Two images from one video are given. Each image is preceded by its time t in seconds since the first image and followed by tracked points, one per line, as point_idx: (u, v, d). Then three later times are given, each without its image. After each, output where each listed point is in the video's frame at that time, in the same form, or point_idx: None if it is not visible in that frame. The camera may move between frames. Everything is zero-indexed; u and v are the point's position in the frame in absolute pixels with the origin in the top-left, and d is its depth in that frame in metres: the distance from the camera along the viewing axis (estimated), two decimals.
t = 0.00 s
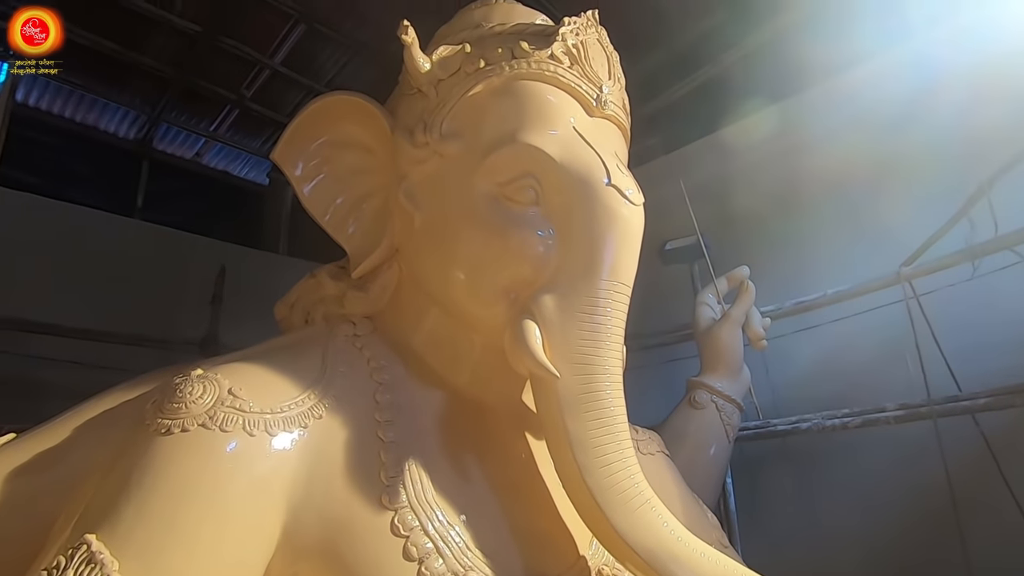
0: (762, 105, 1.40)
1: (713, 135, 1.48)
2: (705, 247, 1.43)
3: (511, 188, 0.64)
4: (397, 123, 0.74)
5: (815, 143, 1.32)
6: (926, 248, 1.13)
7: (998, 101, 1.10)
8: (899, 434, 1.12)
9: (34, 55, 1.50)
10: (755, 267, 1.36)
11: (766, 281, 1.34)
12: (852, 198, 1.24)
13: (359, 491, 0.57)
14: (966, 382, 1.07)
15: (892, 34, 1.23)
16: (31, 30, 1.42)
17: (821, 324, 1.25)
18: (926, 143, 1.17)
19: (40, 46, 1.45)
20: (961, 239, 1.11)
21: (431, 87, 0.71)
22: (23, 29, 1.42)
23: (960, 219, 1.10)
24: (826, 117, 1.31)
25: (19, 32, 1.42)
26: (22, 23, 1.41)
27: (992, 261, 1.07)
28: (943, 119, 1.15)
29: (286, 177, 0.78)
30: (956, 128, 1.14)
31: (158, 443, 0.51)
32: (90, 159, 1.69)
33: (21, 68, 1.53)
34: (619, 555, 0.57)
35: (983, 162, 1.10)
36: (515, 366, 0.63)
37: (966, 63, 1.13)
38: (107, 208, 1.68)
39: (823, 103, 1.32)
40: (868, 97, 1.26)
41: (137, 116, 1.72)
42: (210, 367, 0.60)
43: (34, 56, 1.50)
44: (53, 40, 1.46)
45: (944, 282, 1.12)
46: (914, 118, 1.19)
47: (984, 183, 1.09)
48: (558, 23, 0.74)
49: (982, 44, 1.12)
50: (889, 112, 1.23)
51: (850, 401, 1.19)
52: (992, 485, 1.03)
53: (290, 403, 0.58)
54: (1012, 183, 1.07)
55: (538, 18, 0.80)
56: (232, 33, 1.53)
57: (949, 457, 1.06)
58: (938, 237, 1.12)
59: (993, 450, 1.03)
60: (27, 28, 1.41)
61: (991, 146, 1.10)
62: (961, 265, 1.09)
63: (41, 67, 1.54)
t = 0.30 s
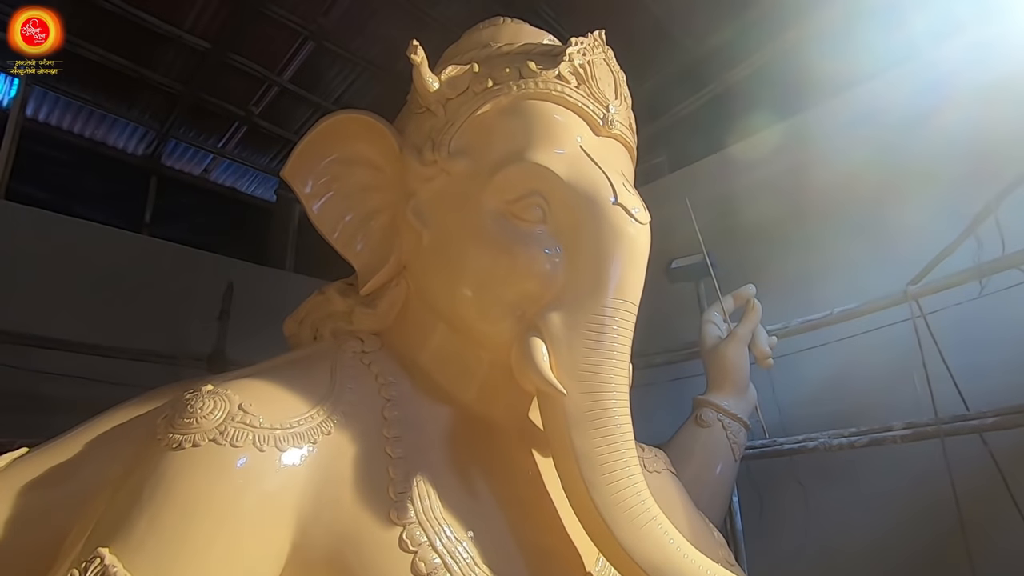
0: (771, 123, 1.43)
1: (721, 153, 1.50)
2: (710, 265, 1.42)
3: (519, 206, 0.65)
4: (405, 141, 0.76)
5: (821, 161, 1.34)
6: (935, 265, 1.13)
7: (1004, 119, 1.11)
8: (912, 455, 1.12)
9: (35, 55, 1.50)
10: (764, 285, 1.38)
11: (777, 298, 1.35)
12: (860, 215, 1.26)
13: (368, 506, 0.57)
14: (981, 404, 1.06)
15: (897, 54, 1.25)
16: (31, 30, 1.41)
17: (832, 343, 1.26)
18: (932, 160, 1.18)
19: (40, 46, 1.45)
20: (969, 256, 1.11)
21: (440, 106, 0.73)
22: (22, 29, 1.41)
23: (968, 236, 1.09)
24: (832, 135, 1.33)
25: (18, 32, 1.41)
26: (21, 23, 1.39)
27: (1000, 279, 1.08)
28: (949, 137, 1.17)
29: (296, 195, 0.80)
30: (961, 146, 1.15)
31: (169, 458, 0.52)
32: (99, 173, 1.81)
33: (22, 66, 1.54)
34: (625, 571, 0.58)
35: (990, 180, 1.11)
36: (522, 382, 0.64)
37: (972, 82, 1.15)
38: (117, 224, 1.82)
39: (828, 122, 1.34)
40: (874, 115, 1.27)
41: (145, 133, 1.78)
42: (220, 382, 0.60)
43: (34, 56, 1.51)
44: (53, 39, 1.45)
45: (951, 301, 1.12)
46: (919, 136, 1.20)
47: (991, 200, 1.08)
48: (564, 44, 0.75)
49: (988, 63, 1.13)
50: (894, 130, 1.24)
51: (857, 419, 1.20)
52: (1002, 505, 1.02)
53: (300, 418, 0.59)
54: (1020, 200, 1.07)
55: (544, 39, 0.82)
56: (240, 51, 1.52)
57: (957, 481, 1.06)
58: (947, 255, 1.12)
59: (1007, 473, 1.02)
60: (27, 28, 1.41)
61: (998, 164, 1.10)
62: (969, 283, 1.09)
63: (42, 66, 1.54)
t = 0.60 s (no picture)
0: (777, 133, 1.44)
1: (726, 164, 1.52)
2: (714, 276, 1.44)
3: (524, 218, 0.66)
4: (411, 153, 0.77)
5: (825, 174, 1.35)
6: (939, 279, 1.14)
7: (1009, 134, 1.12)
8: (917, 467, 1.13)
9: (35, 54, 1.52)
10: (769, 295, 1.39)
11: (781, 310, 1.36)
12: (866, 228, 1.27)
13: (374, 514, 0.58)
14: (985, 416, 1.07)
15: (903, 68, 1.27)
16: (31, 30, 1.42)
17: (836, 355, 1.27)
18: (937, 174, 1.19)
19: (40, 45, 1.46)
20: (972, 270, 1.12)
21: (445, 118, 0.74)
22: (23, 29, 1.42)
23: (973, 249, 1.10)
24: (838, 148, 1.34)
25: (18, 32, 1.42)
26: (22, 23, 1.41)
27: (1004, 292, 1.08)
28: (955, 150, 1.18)
29: (303, 206, 0.81)
30: (966, 160, 1.16)
31: (180, 465, 0.52)
32: (104, 181, 1.84)
33: (21, 66, 1.55)
34: None
35: (995, 194, 1.12)
36: (526, 393, 0.65)
37: (978, 96, 1.16)
38: (123, 232, 1.84)
39: (833, 135, 1.35)
40: (879, 129, 1.29)
41: (149, 141, 1.80)
42: (229, 391, 0.61)
43: (34, 55, 1.52)
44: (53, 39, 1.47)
45: (955, 314, 1.13)
46: (925, 150, 1.22)
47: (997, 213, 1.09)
48: (569, 57, 0.77)
49: (992, 79, 1.15)
50: (900, 144, 1.25)
51: (860, 432, 1.21)
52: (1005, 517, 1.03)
53: (307, 427, 0.59)
54: None
55: (549, 51, 0.83)
56: (246, 60, 1.54)
57: (961, 497, 1.07)
58: (949, 269, 1.14)
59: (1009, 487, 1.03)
60: (27, 28, 1.42)
61: (1001, 178, 1.12)
62: (973, 296, 1.10)
63: (42, 66, 1.55)
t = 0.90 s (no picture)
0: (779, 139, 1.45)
1: (728, 170, 1.53)
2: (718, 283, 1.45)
3: (526, 224, 0.68)
4: (415, 158, 0.78)
5: (827, 180, 1.36)
6: (939, 286, 1.17)
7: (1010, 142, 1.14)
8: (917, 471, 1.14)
9: (35, 55, 1.52)
10: (770, 301, 1.41)
11: (783, 315, 1.37)
12: (869, 236, 1.27)
13: (379, 514, 0.59)
14: (984, 421, 1.08)
15: (904, 77, 1.28)
16: (31, 30, 1.43)
17: (837, 361, 1.28)
18: (939, 181, 1.20)
19: (40, 45, 1.47)
20: (972, 278, 1.14)
21: (449, 124, 0.75)
22: (23, 29, 1.43)
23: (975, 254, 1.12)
24: (840, 155, 1.35)
25: (18, 31, 1.43)
26: (22, 23, 1.42)
27: (1004, 299, 1.10)
28: (957, 157, 1.19)
29: (308, 211, 0.82)
30: (967, 167, 1.17)
31: (189, 465, 0.53)
32: (107, 183, 1.86)
33: (21, 66, 1.56)
34: None
35: (996, 202, 1.13)
36: (529, 396, 0.66)
37: (979, 104, 1.18)
38: (124, 233, 1.87)
39: (835, 142, 1.36)
40: (881, 136, 1.30)
41: (151, 141, 1.81)
42: (236, 392, 0.62)
43: (34, 55, 1.53)
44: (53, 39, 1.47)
45: (955, 321, 1.15)
46: (927, 157, 1.23)
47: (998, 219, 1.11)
48: (571, 63, 0.78)
49: (993, 87, 1.17)
50: (902, 150, 1.27)
51: (862, 438, 1.21)
52: (1004, 521, 1.04)
53: (313, 428, 0.60)
54: None
55: (551, 57, 0.85)
56: (248, 60, 1.56)
57: (959, 504, 1.07)
58: (948, 278, 1.16)
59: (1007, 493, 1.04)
60: (27, 28, 1.43)
61: (1003, 186, 1.13)
62: (973, 303, 1.11)
63: (42, 66, 1.56)
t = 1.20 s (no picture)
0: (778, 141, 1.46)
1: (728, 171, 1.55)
2: (716, 283, 1.50)
3: (527, 223, 0.69)
4: (418, 158, 0.80)
5: (828, 181, 1.37)
6: (934, 288, 1.18)
7: (1007, 145, 1.15)
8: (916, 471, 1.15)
9: (35, 55, 1.57)
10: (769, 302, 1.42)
11: (781, 315, 1.39)
12: (867, 243, 1.29)
13: (382, 506, 0.60)
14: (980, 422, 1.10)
15: (900, 82, 1.30)
16: (31, 30, 1.49)
17: (835, 361, 1.29)
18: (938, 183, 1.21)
19: (40, 46, 1.52)
20: (967, 279, 1.15)
21: (452, 123, 0.76)
22: (23, 29, 1.49)
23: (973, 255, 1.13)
24: (840, 156, 1.36)
25: (19, 31, 1.49)
26: (23, 23, 1.48)
27: (999, 300, 1.11)
28: (954, 159, 1.20)
29: (313, 209, 0.83)
30: (964, 170, 1.19)
31: (198, 457, 0.55)
32: (108, 180, 1.84)
33: (21, 66, 1.60)
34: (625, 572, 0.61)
35: (992, 205, 1.15)
36: (529, 392, 0.67)
37: (977, 107, 1.19)
38: (126, 231, 1.85)
39: (834, 143, 1.37)
40: (880, 137, 1.31)
41: (152, 139, 1.82)
42: (243, 387, 0.63)
43: (34, 56, 1.57)
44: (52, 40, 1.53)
45: (951, 321, 1.16)
46: (925, 159, 1.24)
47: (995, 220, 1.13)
48: (572, 64, 0.79)
49: (990, 91, 1.18)
50: (900, 152, 1.28)
51: (859, 437, 1.22)
52: (999, 521, 1.05)
53: (318, 423, 0.62)
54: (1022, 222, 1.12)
55: (553, 58, 0.86)
56: (250, 58, 1.57)
57: (956, 505, 1.09)
58: (943, 280, 1.17)
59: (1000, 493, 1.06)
60: (29, 29, 1.49)
61: (998, 190, 1.15)
62: (967, 304, 1.13)
63: (41, 68, 1.60)
